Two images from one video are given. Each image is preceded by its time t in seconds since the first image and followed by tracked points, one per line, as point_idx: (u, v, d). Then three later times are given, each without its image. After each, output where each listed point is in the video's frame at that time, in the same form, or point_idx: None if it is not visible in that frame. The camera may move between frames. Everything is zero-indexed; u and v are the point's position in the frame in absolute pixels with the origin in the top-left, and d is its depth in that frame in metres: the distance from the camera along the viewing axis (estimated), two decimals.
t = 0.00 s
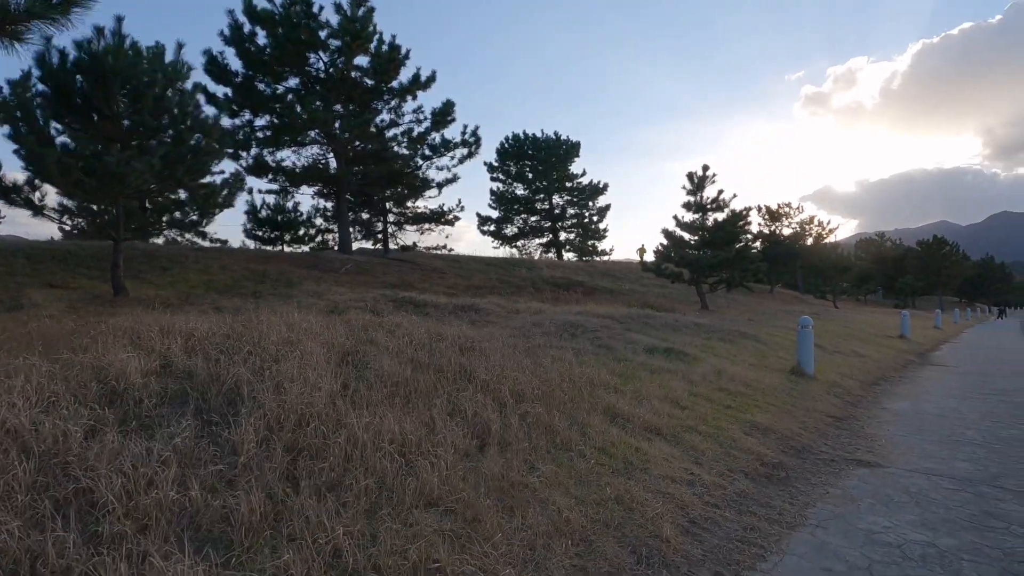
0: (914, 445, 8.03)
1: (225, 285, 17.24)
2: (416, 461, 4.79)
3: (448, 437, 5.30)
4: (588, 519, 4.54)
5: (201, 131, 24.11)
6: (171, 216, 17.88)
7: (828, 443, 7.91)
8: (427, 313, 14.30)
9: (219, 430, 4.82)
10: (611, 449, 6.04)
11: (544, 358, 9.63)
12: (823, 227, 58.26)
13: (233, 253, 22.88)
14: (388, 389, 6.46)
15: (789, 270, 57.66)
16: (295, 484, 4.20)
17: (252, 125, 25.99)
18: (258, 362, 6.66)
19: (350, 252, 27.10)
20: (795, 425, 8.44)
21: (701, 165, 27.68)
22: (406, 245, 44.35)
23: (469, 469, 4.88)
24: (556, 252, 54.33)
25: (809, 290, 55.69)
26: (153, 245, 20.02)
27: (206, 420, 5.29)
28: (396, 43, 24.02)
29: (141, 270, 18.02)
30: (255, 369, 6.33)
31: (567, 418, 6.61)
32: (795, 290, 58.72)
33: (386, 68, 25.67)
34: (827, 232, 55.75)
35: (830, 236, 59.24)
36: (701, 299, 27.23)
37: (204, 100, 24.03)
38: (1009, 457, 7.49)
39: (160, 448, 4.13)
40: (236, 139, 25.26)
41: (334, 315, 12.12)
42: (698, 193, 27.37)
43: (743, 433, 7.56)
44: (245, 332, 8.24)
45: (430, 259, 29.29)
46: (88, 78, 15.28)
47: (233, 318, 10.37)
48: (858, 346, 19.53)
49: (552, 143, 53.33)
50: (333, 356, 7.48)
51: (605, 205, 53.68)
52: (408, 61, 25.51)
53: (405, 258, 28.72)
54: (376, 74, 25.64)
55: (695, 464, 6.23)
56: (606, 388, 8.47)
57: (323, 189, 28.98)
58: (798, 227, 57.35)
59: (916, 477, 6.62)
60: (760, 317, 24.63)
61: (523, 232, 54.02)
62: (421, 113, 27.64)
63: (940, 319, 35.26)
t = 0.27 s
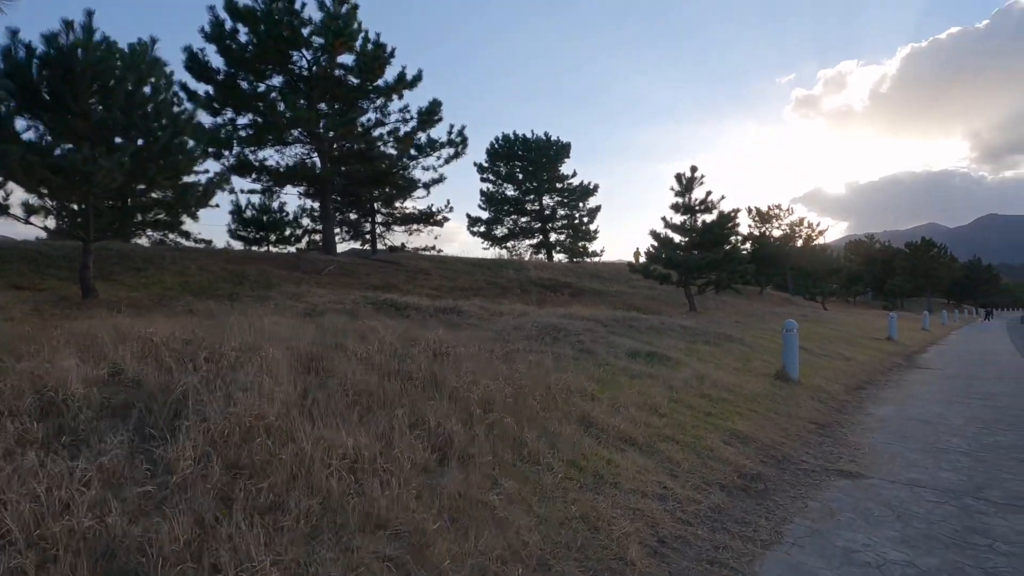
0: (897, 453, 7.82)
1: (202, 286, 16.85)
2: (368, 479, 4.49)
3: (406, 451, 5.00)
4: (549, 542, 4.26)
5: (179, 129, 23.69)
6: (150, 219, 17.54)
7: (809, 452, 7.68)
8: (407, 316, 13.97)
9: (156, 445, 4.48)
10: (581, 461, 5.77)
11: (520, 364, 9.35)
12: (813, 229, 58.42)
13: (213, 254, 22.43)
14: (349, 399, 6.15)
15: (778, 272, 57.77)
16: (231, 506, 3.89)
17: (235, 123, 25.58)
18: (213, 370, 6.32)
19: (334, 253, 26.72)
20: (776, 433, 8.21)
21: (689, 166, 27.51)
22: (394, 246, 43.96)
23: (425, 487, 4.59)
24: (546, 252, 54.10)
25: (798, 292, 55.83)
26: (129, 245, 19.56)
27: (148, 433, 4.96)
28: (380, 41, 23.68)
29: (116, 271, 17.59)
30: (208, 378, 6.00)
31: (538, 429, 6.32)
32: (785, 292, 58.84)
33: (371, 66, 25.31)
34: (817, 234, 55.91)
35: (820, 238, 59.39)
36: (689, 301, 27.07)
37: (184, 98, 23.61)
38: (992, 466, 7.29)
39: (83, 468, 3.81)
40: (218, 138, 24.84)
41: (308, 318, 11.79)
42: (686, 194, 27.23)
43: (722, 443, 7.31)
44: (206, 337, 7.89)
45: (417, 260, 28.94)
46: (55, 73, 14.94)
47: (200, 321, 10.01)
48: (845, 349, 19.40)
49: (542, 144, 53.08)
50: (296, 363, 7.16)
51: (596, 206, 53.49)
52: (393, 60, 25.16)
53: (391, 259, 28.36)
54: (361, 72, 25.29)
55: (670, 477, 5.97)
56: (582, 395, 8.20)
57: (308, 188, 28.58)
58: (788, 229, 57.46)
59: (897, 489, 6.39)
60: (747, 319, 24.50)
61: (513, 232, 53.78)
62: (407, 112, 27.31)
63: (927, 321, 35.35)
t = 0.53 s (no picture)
0: (890, 457, 7.52)
1: (181, 285, 16.46)
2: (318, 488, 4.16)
3: (366, 456, 4.68)
4: (513, 558, 3.94)
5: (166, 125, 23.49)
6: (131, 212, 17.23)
7: (798, 455, 7.37)
8: (389, 315, 13.61)
9: (89, 453, 4.11)
10: (556, 467, 5.44)
11: (501, 363, 9.00)
12: (807, 228, 58.28)
13: (196, 252, 22.00)
14: (312, 403, 5.79)
15: (772, 271, 57.63)
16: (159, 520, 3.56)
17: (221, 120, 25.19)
18: (169, 370, 5.95)
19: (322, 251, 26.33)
20: (764, 436, 7.89)
21: (681, 164, 27.24)
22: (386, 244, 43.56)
23: (382, 496, 4.26)
24: (540, 251, 53.78)
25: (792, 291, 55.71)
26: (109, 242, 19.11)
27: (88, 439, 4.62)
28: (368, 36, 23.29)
29: (94, 269, 17.17)
30: (161, 378, 5.64)
31: (512, 434, 5.99)
32: (779, 291, 58.71)
33: (359, 61, 24.90)
34: (811, 234, 55.75)
35: (814, 237, 59.27)
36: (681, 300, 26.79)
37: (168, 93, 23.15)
38: (988, 470, 7.01)
39: None
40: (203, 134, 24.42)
41: (285, 317, 11.41)
42: (679, 192, 26.97)
43: (707, 445, 7.00)
44: (169, 335, 7.52)
45: (406, 259, 28.56)
46: (26, 64, 14.62)
47: (169, 319, 9.63)
48: (837, 348, 19.16)
49: (535, 142, 52.71)
50: (261, 364, 6.79)
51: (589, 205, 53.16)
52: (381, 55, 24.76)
53: (380, 258, 27.97)
54: (349, 67, 24.88)
55: (650, 483, 5.64)
56: (563, 396, 7.87)
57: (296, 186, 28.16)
58: (781, 228, 57.30)
59: (890, 495, 6.09)
60: (739, 318, 24.24)
61: (506, 231, 53.44)
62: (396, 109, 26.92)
63: (920, 320, 35.22)
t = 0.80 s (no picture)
0: (883, 461, 7.23)
1: (161, 283, 16.05)
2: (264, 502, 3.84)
3: (322, 465, 4.35)
4: None
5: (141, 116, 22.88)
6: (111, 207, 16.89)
7: (788, 459, 7.07)
8: (372, 313, 13.26)
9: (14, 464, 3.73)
10: (529, 476, 5.11)
11: (482, 363, 8.67)
12: (801, 226, 58.12)
13: (180, 249, 21.57)
14: (273, 407, 5.44)
15: (766, 270, 57.47)
16: (77, 541, 3.25)
17: (207, 115, 24.78)
18: (122, 372, 5.58)
19: (310, 249, 25.93)
20: (753, 439, 7.59)
21: (674, 161, 26.94)
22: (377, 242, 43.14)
23: (335, 509, 3.95)
24: (533, 250, 53.43)
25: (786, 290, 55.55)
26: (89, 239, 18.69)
27: (18, 448, 4.28)
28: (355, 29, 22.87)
29: (71, 267, 16.76)
30: (110, 381, 5.27)
31: (486, 440, 5.66)
32: (773, 290, 58.56)
33: (347, 55, 24.47)
34: (805, 232, 55.59)
35: (808, 236, 59.14)
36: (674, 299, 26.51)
37: (152, 87, 22.74)
38: (984, 475, 6.74)
39: None
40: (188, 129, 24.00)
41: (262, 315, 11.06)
42: (672, 189, 26.67)
43: (694, 450, 6.68)
44: (132, 334, 7.15)
45: (396, 257, 28.17)
46: None
47: (137, 318, 9.27)
48: (830, 347, 18.93)
49: (529, 139, 52.32)
50: (224, 365, 6.43)
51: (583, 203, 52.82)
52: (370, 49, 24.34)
53: (369, 256, 27.56)
54: (337, 62, 24.47)
55: (631, 492, 5.32)
56: (544, 398, 7.54)
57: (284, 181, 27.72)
58: (775, 227, 57.15)
59: (883, 503, 5.80)
60: (732, 317, 23.98)
61: (499, 229, 53.07)
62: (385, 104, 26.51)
63: (914, 318, 35.08)
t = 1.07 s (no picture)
0: (866, 469, 6.98)
1: (130, 282, 15.53)
2: (186, 529, 3.50)
3: (259, 484, 4.01)
4: None
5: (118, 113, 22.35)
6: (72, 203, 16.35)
7: (769, 467, 6.79)
8: (347, 315, 12.87)
9: None
10: (492, 491, 4.79)
11: (454, 367, 8.32)
12: (789, 227, 58.31)
13: (155, 248, 21.00)
14: (217, 418, 5.07)
15: (754, 270, 57.58)
16: None
17: (185, 111, 24.23)
18: (56, 379, 5.18)
19: (292, 248, 25.42)
20: (733, 446, 7.32)
21: (661, 160, 26.74)
22: (363, 242, 42.63)
23: (267, 534, 3.61)
24: (521, 249, 53.13)
25: (774, 290, 55.76)
26: (57, 238, 18.08)
27: None
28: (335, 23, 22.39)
29: (37, 266, 16.19)
30: (39, 390, 4.86)
31: (448, 452, 5.32)
32: (761, 290, 58.70)
33: (329, 50, 23.97)
34: (793, 232, 55.80)
35: (795, 236, 59.35)
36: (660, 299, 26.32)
37: (126, 82, 22.16)
38: (969, 483, 6.52)
39: None
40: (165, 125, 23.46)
41: (230, 317, 10.62)
42: (658, 189, 26.46)
43: (670, 459, 6.39)
44: (79, 336, 6.74)
45: (379, 256, 27.74)
46: None
47: (93, 320, 8.82)
48: (815, 348, 18.80)
49: (517, 139, 51.98)
50: (174, 370, 6.06)
51: (571, 203, 52.57)
52: (351, 44, 23.86)
53: (352, 255, 27.10)
54: (318, 57, 23.99)
55: (600, 507, 5.01)
56: (515, 404, 7.21)
57: (266, 180, 27.18)
58: (763, 227, 57.27)
59: (865, 515, 5.53)
60: (719, 318, 23.81)
61: (487, 228, 52.73)
62: (368, 100, 26.06)
63: (899, 319, 35.20)
